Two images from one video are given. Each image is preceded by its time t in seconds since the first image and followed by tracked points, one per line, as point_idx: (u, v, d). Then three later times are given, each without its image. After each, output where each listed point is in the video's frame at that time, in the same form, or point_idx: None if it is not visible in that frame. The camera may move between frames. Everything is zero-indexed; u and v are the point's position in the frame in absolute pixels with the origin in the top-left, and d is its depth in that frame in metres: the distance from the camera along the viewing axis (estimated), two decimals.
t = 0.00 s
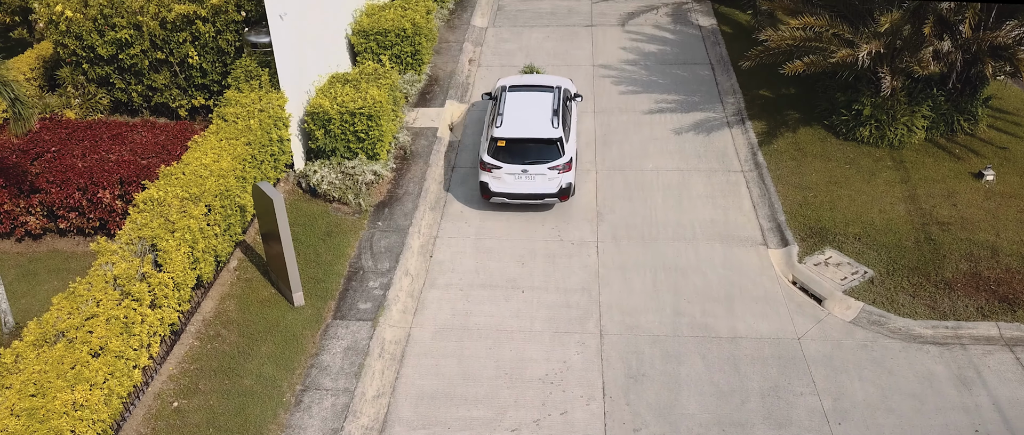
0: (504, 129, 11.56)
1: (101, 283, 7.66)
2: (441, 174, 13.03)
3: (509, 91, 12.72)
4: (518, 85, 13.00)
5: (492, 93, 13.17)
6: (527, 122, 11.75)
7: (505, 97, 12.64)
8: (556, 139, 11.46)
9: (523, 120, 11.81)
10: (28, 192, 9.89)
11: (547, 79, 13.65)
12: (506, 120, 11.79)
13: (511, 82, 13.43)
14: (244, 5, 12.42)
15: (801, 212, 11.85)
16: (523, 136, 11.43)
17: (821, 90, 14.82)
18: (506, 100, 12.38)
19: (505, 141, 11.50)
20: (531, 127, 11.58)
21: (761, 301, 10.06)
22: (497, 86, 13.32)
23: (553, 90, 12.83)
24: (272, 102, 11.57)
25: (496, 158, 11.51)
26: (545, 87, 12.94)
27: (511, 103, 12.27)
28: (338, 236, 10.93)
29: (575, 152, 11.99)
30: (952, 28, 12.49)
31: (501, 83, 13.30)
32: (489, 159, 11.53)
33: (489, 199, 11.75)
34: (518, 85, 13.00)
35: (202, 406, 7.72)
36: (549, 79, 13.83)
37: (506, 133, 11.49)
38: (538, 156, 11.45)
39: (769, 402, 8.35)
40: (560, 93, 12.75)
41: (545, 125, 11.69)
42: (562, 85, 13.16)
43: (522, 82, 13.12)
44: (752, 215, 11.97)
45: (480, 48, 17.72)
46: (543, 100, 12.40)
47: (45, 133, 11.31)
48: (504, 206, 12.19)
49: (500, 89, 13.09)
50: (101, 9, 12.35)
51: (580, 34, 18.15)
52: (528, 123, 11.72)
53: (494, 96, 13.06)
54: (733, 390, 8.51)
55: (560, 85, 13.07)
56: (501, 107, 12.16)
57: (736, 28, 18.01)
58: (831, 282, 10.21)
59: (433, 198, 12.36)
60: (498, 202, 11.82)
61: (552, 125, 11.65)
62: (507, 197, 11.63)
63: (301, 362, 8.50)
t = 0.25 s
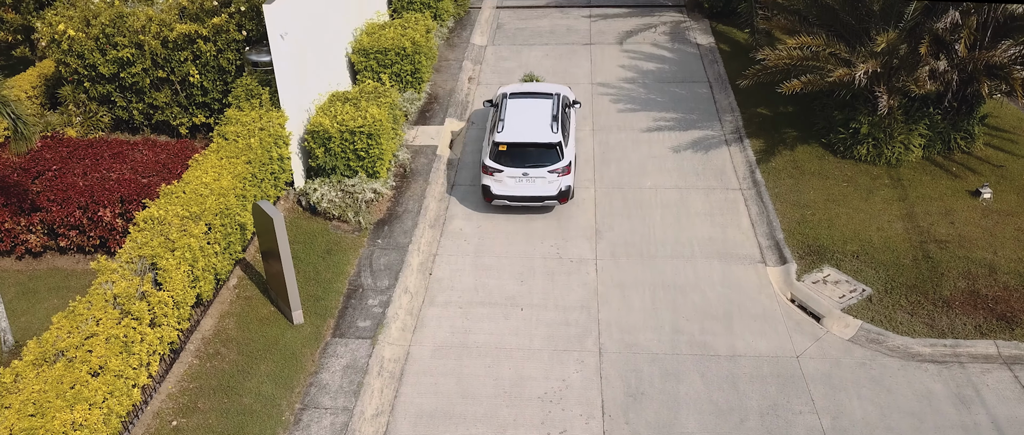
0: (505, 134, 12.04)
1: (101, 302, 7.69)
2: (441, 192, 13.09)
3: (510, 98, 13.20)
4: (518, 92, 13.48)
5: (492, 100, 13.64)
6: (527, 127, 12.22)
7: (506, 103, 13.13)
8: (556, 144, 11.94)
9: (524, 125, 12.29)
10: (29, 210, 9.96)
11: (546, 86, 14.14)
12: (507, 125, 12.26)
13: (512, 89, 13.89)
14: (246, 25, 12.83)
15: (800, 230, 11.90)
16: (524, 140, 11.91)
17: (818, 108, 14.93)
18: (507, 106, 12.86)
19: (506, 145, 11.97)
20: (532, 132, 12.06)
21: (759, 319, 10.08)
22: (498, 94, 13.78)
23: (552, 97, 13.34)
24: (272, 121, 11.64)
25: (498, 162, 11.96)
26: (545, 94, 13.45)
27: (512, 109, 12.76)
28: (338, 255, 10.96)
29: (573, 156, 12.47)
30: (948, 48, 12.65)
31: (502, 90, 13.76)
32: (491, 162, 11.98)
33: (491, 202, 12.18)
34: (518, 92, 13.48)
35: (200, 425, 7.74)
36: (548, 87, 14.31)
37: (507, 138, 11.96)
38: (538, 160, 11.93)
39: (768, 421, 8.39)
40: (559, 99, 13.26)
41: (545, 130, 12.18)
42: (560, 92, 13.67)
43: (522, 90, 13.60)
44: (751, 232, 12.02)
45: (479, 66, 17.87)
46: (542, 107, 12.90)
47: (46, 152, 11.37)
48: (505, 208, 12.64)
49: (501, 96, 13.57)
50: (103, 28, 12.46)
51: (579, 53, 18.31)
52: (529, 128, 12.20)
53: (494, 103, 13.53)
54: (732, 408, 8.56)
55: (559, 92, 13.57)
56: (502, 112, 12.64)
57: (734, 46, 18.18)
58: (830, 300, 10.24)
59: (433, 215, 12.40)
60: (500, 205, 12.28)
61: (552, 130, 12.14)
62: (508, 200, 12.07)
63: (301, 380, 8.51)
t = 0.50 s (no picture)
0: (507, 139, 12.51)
1: (101, 319, 7.71)
2: (441, 207, 13.14)
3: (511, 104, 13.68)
4: (520, 99, 13.94)
5: (494, 106, 14.06)
6: (528, 132, 12.67)
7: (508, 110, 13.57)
8: (556, 149, 12.39)
9: (525, 130, 12.75)
10: (31, 226, 10.02)
11: (547, 93, 14.61)
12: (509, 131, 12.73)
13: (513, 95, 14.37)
14: (247, 41, 13.00)
15: (798, 245, 11.95)
16: (525, 145, 12.37)
17: (816, 124, 15.02)
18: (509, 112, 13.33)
19: (507, 150, 12.43)
20: (532, 137, 12.51)
21: (759, 335, 10.09)
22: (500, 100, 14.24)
23: (553, 103, 13.80)
24: (273, 137, 11.69)
25: (500, 166, 12.42)
26: (546, 100, 13.92)
27: (513, 115, 13.22)
28: (338, 270, 10.98)
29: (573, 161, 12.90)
30: (944, 65, 12.79)
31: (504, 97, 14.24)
32: (493, 167, 12.43)
33: (493, 204, 12.64)
34: (519, 99, 13.95)
35: None
36: (549, 93, 14.79)
37: (509, 143, 12.42)
38: (539, 164, 12.38)
39: None
40: (559, 105, 13.73)
41: (546, 135, 12.64)
42: (561, 98, 14.14)
43: (523, 96, 14.03)
44: (750, 248, 12.05)
45: (479, 82, 17.99)
46: (543, 113, 13.36)
47: (47, 168, 11.43)
48: (506, 211, 13.08)
49: (502, 103, 14.03)
50: (105, 45, 12.55)
51: (578, 68, 18.44)
52: (529, 133, 12.65)
53: (496, 109, 13.96)
54: (731, 425, 8.59)
55: (559, 99, 14.04)
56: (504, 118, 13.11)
57: (732, 62, 18.32)
58: (829, 317, 10.27)
59: (433, 230, 12.44)
60: (502, 207, 12.74)
61: (552, 135, 12.60)
62: (510, 202, 12.53)
63: (300, 397, 8.58)
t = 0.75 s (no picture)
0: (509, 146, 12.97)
1: (101, 339, 7.72)
2: (441, 225, 13.19)
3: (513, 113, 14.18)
4: (521, 108, 14.44)
5: (495, 116, 14.56)
6: (529, 140, 13.15)
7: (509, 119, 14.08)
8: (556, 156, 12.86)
9: (526, 138, 13.24)
10: (31, 245, 10.06)
11: (546, 103, 15.12)
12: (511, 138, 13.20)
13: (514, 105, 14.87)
14: (247, 61, 13.04)
15: (797, 264, 11.99)
16: (526, 152, 12.84)
17: (814, 142, 15.13)
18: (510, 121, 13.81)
19: (509, 157, 12.89)
20: (533, 145, 12.99)
21: (758, 353, 10.11)
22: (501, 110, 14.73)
23: (552, 112, 14.31)
24: (274, 156, 11.76)
25: (501, 172, 12.87)
26: (546, 109, 14.43)
27: (515, 124, 13.71)
28: (338, 289, 11.01)
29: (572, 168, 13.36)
30: (942, 84, 12.98)
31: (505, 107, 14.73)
32: (495, 173, 12.87)
33: (494, 209, 13.07)
34: (520, 108, 14.44)
35: None
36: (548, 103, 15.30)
37: (511, 150, 12.88)
38: (540, 170, 12.83)
39: None
40: (559, 115, 14.24)
41: (547, 143, 13.12)
42: (560, 108, 14.66)
43: (523, 106, 14.55)
44: (749, 266, 12.09)
45: (479, 100, 18.12)
46: (544, 122, 13.86)
47: (48, 187, 11.48)
48: (507, 216, 13.50)
49: (503, 112, 14.52)
50: (106, 64, 12.64)
51: (578, 87, 18.58)
52: (530, 141, 13.13)
53: (497, 119, 14.45)
54: None
55: (559, 108, 14.55)
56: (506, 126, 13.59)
57: (730, 81, 18.48)
58: (828, 335, 10.28)
59: (433, 248, 12.49)
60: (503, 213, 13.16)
61: (553, 143, 13.08)
62: (511, 207, 12.96)
63: (300, 416, 8.59)
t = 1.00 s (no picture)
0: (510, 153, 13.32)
1: (102, 356, 7.77)
2: (441, 241, 13.24)
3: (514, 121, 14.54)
4: (522, 116, 14.79)
5: (497, 123, 14.92)
6: (530, 146, 13.50)
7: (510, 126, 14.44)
8: (556, 162, 13.19)
9: (527, 144, 13.58)
10: (32, 261, 10.07)
11: (547, 111, 15.49)
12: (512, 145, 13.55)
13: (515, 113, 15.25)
14: (249, 78, 13.14)
15: (797, 279, 12.02)
16: (527, 158, 13.18)
17: (813, 158, 15.20)
18: (511, 128, 14.17)
19: (510, 163, 13.24)
20: (534, 151, 13.33)
21: (758, 369, 10.13)
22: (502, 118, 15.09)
23: (552, 119, 14.66)
24: (275, 172, 11.82)
25: (503, 178, 13.23)
26: (546, 117, 14.78)
27: (516, 131, 14.06)
28: (338, 304, 11.03)
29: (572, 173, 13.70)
30: (939, 101, 12.96)
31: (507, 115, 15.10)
32: (496, 179, 13.23)
33: (496, 214, 13.46)
34: (521, 116, 14.79)
35: None
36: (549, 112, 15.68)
37: (511, 157, 13.23)
38: (540, 176, 13.18)
39: None
40: (558, 122, 14.59)
41: (547, 149, 13.46)
42: (560, 116, 15.01)
43: (524, 114, 14.91)
44: (748, 282, 12.12)
45: (479, 115, 18.23)
46: (544, 129, 14.21)
47: (50, 203, 11.53)
48: (509, 221, 13.90)
49: (505, 120, 14.88)
50: (108, 80, 12.72)
51: (578, 102, 18.68)
52: (531, 147, 13.47)
53: (499, 126, 14.81)
54: None
55: (559, 116, 14.90)
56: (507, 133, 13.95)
57: (729, 96, 18.60)
58: (828, 351, 10.32)
59: (434, 264, 12.52)
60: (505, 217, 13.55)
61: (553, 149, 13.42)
62: (512, 212, 13.34)
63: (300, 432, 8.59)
